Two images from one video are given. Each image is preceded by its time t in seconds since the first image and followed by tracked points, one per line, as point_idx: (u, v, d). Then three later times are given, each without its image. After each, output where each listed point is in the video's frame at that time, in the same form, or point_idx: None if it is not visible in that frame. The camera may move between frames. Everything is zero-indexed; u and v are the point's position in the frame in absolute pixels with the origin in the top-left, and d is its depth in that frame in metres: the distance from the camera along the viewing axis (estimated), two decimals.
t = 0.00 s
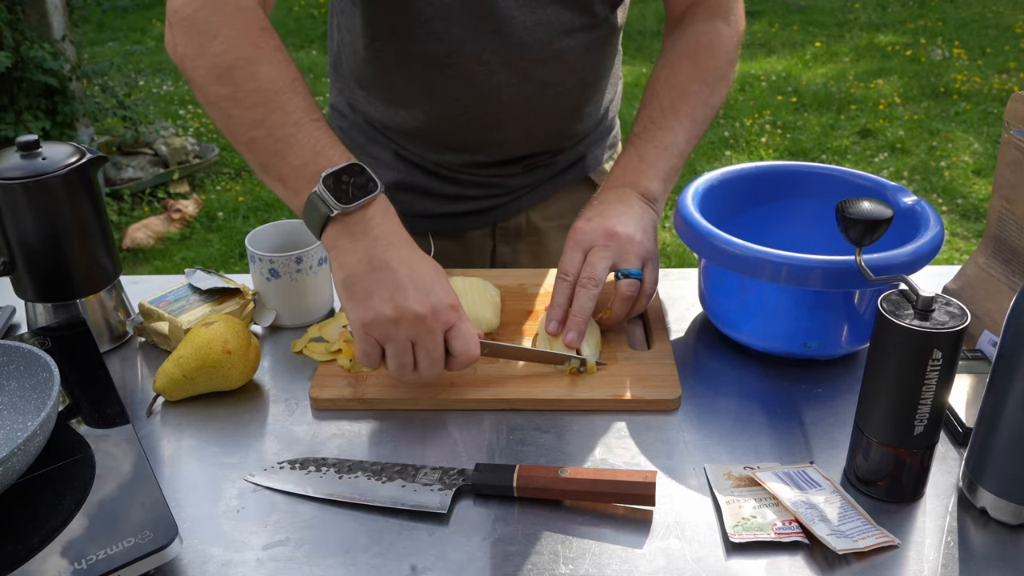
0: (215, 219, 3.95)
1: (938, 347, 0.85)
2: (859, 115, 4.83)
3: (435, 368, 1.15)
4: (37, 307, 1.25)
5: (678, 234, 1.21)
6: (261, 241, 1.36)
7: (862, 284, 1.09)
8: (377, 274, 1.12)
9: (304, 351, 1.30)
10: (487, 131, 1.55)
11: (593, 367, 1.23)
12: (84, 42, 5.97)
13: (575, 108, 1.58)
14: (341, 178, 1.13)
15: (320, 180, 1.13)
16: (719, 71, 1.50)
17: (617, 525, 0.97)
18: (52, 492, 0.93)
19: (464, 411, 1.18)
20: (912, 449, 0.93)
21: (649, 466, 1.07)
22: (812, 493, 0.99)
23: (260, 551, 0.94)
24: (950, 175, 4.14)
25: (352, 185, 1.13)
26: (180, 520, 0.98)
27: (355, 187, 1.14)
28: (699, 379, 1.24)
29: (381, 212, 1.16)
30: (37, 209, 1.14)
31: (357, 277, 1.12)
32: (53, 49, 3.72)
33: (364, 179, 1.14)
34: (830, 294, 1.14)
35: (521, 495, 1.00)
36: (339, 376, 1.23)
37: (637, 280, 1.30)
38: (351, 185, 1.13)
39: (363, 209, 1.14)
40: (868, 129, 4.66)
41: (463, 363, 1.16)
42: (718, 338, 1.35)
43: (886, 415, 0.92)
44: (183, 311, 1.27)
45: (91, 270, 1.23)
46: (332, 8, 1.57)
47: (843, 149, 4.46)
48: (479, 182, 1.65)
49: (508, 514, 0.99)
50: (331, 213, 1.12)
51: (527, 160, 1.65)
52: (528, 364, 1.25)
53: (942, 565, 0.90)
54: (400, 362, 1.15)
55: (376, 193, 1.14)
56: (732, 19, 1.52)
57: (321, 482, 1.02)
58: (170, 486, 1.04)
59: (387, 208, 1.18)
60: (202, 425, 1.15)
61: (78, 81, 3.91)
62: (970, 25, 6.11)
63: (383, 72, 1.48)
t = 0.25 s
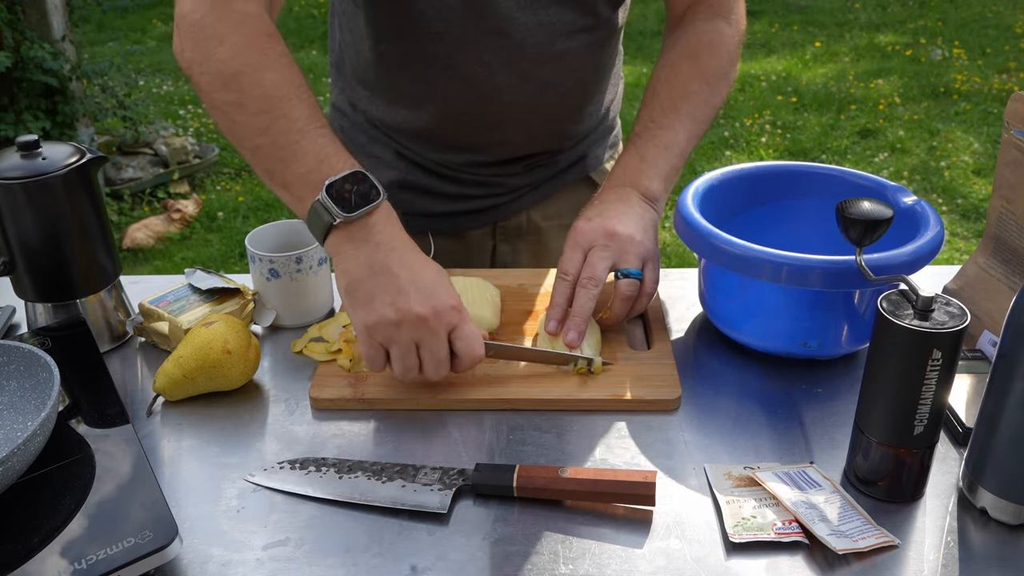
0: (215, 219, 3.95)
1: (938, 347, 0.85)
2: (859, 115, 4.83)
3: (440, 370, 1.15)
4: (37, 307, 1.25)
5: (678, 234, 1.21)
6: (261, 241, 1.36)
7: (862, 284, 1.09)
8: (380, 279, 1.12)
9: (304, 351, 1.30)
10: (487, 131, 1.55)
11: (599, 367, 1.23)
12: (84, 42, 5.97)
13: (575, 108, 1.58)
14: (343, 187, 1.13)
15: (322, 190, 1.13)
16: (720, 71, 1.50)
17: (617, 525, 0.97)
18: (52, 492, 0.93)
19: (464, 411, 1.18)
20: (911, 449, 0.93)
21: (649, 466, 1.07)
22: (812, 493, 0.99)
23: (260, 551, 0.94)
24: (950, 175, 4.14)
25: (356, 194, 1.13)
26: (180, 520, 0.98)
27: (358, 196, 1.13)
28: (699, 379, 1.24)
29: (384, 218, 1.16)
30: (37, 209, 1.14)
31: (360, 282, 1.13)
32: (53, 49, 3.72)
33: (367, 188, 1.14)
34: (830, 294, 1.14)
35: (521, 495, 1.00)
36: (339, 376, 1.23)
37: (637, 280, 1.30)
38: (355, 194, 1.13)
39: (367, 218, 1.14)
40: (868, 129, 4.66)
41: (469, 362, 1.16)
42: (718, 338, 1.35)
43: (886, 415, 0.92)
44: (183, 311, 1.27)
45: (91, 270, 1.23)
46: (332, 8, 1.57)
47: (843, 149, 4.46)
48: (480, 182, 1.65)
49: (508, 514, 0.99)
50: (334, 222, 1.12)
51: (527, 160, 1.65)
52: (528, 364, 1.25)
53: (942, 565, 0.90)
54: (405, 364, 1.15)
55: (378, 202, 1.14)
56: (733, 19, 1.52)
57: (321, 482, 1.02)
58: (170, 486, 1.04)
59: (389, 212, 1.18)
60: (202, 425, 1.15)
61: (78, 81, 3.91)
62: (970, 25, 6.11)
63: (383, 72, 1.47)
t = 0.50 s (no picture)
0: (215, 219, 3.95)
1: (938, 347, 0.85)
2: (859, 115, 4.83)
3: (415, 323, 1.14)
4: (37, 307, 1.25)
5: (678, 233, 1.21)
6: (262, 242, 1.36)
7: (861, 284, 1.09)
8: (358, 228, 1.11)
9: (304, 351, 1.30)
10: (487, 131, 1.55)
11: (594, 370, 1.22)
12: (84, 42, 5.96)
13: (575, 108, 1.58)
14: (320, 136, 1.11)
15: (301, 138, 1.12)
16: (720, 71, 1.50)
17: (617, 525, 0.97)
18: (52, 492, 0.93)
19: (464, 411, 1.18)
20: (912, 449, 0.93)
21: (649, 466, 1.07)
22: (812, 493, 0.99)
23: (260, 551, 0.94)
24: (950, 175, 4.14)
25: (333, 144, 1.12)
26: (180, 520, 0.98)
27: (334, 143, 1.12)
28: (699, 379, 1.24)
29: (365, 165, 1.14)
30: (37, 209, 1.14)
31: (339, 231, 1.11)
32: (53, 49, 3.72)
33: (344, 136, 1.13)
34: (830, 294, 1.14)
35: (521, 495, 1.00)
36: (339, 376, 1.23)
37: (643, 275, 1.32)
38: (332, 143, 1.12)
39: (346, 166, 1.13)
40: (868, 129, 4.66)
41: (440, 322, 1.14)
42: (718, 338, 1.35)
43: (886, 415, 0.92)
44: (183, 311, 1.27)
45: (91, 270, 1.23)
46: (333, 8, 1.57)
47: (843, 149, 4.46)
48: (481, 181, 1.65)
49: (508, 514, 0.99)
50: (313, 171, 1.11)
51: (528, 160, 1.65)
52: (528, 364, 1.25)
53: (942, 565, 0.90)
54: (381, 315, 1.14)
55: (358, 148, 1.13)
56: (732, 19, 1.53)
57: (321, 482, 1.02)
58: (170, 486, 1.04)
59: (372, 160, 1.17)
60: (202, 425, 1.15)
61: (78, 81, 3.91)
62: (970, 25, 6.11)
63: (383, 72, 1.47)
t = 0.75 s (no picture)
0: (215, 219, 3.95)
1: (938, 347, 0.85)
2: (859, 115, 4.83)
3: (423, 244, 1.28)
4: (37, 307, 1.25)
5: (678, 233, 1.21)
6: (261, 242, 1.36)
7: (862, 284, 1.09)
8: (374, 168, 1.28)
9: (304, 351, 1.30)
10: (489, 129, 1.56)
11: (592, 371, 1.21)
12: (84, 42, 5.96)
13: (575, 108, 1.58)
14: (329, 94, 1.26)
15: (314, 104, 1.29)
16: (722, 71, 1.51)
17: (618, 525, 0.97)
18: (52, 492, 0.93)
19: (464, 411, 1.18)
20: (912, 449, 0.93)
21: (649, 466, 1.07)
22: (812, 493, 0.99)
23: (260, 551, 0.94)
24: (950, 175, 4.14)
25: (344, 100, 1.27)
26: (180, 520, 0.98)
27: (343, 98, 1.27)
28: (699, 379, 1.24)
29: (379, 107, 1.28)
30: (37, 209, 1.14)
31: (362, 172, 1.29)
32: (53, 49, 3.72)
33: (349, 88, 1.26)
34: (831, 294, 1.14)
35: (521, 495, 1.00)
36: (339, 376, 1.23)
37: (649, 279, 1.31)
38: (338, 100, 1.27)
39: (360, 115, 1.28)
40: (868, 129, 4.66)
41: (449, 248, 1.26)
42: (718, 338, 1.35)
43: (887, 415, 0.92)
44: (183, 311, 1.28)
45: (91, 270, 1.23)
46: (334, 8, 1.57)
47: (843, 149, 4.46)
48: (483, 182, 1.65)
49: (508, 514, 0.99)
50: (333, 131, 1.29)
51: (530, 161, 1.65)
52: (528, 364, 1.25)
53: (942, 565, 0.90)
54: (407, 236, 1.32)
55: (363, 100, 1.26)
56: (734, 19, 1.53)
57: (321, 482, 1.02)
58: (170, 486, 1.04)
59: (391, 102, 1.28)
60: (201, 425, 1.15)
61: (78, 81, 3.91)
62: (970, 25, 6.11)
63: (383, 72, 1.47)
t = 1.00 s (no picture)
0: (215, 219, 3.95)
1: (938, 347, 0.85)
2: (859, 115, 4.83)
3: (444, 233, 1.33)
4: (37, 307, 1.25)
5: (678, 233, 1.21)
6: (261, 242, 1.36)
7: (861, 284, 1.09)
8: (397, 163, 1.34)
9: (304, 351, 1.30)
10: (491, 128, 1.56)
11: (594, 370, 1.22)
12: (84, 42, 5.96)
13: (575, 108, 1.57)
14: (359, 98, 1.36)
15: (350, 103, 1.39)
16: (723, 71, 1.51)
17: (618, 525, 0.97)
18: (52, 492, 0.93)
19: (464, 411, 1.18)
20: (912, 449, 0.93)
21: (649, 466, 1.07)
22: (812, 493, 0.99)
23: (260, 551, 0.94)
24: (950, 175, 4.14)
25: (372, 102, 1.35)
26: (180, 520, 0.98)
27: (371, 100, 1.35)
28: (699, 379, 1.24)
29: (403, 107, 1.35)
30: (37, 209, 1.14)
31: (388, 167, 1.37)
32: (53, 49, 3.72)
33: (377, 91, 1.35)
34: (831, 294, 1.14)
35: (521, 495, 1.00)
36: (339, 376, 1.23)
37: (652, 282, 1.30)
38: (367, 102, 1.35)
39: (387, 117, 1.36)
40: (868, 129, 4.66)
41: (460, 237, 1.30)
42: (718, 338, 1.35)
43: (887, 415, 0.92)
44: (183, 311, 1.28)
45: (92, 270, 1.23)
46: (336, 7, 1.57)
47: (843, 149, 4.46)
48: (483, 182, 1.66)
49: (508, 514, 0.99)
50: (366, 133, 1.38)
51: (530, 161, 1.65)
52: (528, 364, 1.25)
53: (942, 565, 0.90)
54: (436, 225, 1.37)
55: (389, 102, 1.34)
56: (735, 18, 1.53)
57: (321, 482, 1.02)
58: (170, 486, 1.04)
59: (416, 101, 1.35)
60: (202, 425, 1.15)
61: (78, 81, 3.90)
62: (970, 25, 6.11)
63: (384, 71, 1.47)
